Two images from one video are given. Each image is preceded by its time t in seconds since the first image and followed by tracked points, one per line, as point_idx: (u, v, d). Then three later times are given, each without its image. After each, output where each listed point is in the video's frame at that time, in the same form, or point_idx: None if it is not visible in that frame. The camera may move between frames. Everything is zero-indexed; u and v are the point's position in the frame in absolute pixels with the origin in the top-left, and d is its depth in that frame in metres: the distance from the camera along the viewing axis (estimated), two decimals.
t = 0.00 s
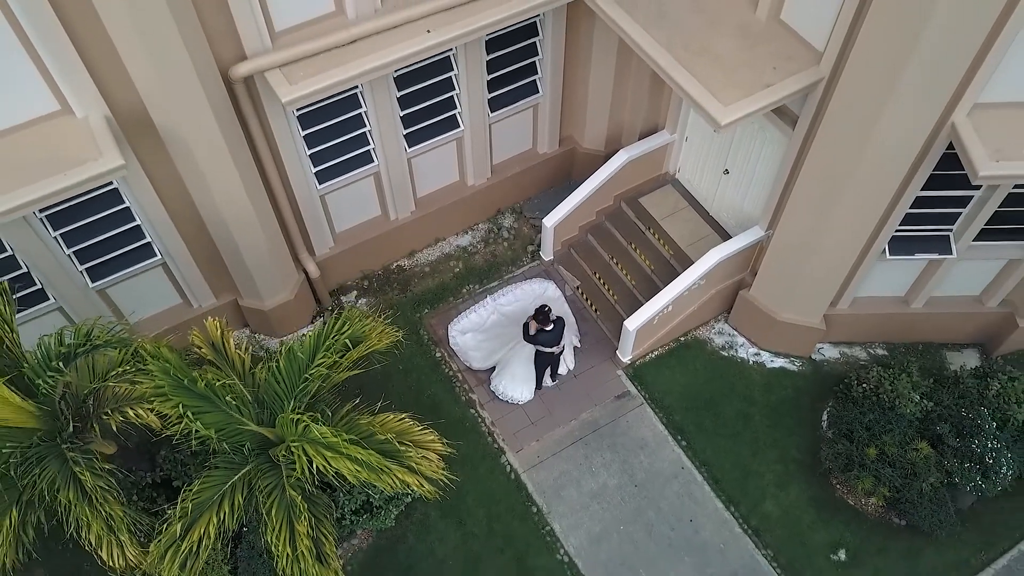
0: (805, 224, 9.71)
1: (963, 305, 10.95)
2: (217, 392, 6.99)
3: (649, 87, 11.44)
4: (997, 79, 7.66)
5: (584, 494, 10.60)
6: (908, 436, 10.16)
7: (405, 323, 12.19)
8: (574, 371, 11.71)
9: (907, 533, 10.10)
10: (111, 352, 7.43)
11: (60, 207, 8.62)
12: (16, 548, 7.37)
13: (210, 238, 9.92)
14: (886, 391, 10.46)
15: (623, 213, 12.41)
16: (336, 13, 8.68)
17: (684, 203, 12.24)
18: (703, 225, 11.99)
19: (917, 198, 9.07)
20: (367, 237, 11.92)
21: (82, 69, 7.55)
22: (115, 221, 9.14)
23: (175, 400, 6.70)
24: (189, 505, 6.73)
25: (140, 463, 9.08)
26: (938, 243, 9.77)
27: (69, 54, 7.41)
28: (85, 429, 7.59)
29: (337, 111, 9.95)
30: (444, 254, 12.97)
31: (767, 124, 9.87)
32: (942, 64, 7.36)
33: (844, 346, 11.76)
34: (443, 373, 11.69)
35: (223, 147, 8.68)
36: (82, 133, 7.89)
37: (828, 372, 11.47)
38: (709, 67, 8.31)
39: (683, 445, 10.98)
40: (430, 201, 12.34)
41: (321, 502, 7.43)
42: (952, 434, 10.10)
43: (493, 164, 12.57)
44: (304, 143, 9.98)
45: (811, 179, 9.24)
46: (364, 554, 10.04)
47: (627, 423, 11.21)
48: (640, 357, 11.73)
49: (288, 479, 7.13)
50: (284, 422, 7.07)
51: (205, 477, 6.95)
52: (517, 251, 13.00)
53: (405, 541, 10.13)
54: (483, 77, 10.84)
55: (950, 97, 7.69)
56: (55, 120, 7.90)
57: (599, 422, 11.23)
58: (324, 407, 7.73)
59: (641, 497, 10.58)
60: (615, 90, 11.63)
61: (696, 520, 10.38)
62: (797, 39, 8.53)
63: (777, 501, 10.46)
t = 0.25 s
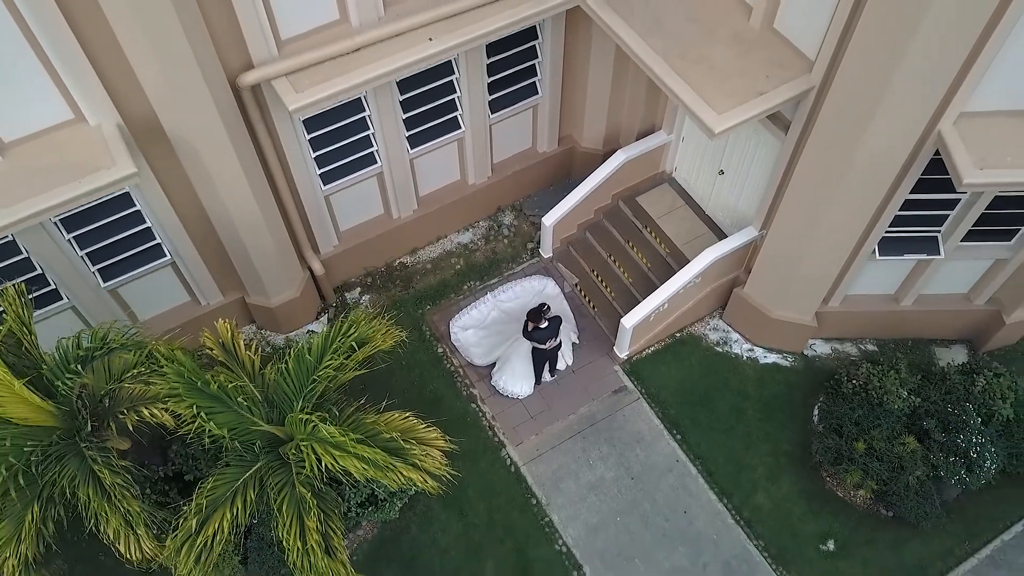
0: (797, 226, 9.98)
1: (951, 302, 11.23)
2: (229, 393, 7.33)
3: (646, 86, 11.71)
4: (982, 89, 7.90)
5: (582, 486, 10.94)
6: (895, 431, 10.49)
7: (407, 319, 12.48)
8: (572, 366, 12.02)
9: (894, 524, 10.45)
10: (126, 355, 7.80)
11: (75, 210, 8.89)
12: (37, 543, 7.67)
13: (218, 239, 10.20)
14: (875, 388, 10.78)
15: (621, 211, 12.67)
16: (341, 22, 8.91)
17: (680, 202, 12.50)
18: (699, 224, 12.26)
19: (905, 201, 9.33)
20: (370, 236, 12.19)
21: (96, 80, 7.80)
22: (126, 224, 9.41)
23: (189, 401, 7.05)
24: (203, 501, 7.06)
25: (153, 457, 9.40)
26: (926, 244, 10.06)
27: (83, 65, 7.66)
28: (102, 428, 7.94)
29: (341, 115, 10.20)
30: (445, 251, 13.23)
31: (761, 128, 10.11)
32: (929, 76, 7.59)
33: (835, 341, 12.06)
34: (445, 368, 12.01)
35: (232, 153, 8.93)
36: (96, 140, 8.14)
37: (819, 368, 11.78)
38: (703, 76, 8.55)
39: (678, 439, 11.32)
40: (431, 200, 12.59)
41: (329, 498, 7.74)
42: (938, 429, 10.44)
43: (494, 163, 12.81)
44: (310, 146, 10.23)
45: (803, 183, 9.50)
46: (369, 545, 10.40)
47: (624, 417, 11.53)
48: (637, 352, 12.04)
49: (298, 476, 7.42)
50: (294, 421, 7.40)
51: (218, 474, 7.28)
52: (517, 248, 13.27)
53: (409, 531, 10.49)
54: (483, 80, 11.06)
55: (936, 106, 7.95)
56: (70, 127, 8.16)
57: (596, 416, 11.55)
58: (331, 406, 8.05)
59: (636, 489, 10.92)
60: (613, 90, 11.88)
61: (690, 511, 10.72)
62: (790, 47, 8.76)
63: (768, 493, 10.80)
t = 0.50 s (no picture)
0: (789, 227, 10.25)
1: (940, 299, 11.53)
2: (241, 393, 7.66)
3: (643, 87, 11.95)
4: (968, 98, 8.15)
5: (580, 478, 11.29)
6: (884, 425, 10.82)
7: (410, 315, 12.78)
8: (570, 361, 12.33)
9: (881, 515, 10.81)
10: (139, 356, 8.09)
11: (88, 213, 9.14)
12: (58, 536, 8.05)
13: (225, 239, 10.48)
14: (864, 383, 11.10)
15: (618, 210, 12.92)
16: (345, 29, 9.14)
17: (677, 200, 12.76)
18: (695, 222, 12.53)
19: (895, 203, 9.58)
20: (374, 234, 12.46)
21: (108, 89, 8.05)
22: (137, 226, 9.68)
23: (202, 401, 7.39)
24: (217, 496, 7.40)
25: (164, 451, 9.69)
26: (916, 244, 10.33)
27: (96, 76, 7.91)
28: (118, 426, 8.27)
29: (345, 118, 10.46)
30: (447, 248, 13.51)
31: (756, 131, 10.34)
32: (916, 86, 7.83)
33: (827, 337, 12.37)
34: (447, 363, 12.33)
35: (239, 158, 9.19)
36: (109, 147, 8.40)
37: (811, 363, 12.10)
38: (698, 83, 8.79)
39: (673, 432, 11.65)
40: (433, 198, 12.86)
41: (337, 492, 8.07)
42: (925, 423, 10.75)
43: (494, 162, 13.05)
44: (315, 148, 10.49)
45: (794, 187, 9.77)
46: (374, 535, 10.76)
47: (621, 411, 11.86)
48: (634, 348, 12.35)
49: (307, 472, 7.75)
50: (302, 420, 7.73)
51: (231, 471, 7.60)
52: (517, 245, 13.54)
53: (412, 522, 10.86)
54: (484, 83, 11.28)
55: (924, 114, 8.18)
56: (84, 134, 8.42)
57: (594, 410, 11.88)
58: (338, 404, 8.37)
59: (633, 481, 11.27)
60: (611, 91, 12.12)
61: (684, 503, 11.08)
62: (783, 55, 8.99)
63: (760, 485, 11.16)
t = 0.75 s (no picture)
0: (781, 227, 10.53)
1: (929, 296, 11.82)
2: (252, 392, 7.97)
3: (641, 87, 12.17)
4: (955, 105, 8.39)
5: (578, 469, 11.64)
6: (873, 419, 11.16)
7: (413, 310, 13.08)
8: (569, 355, 12.64)
9: (869, 506, 11.17)
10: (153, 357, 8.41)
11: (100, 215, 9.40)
12: (76, 527, 8.39)
13: (233, 238, 10.77)
14: (854, 378, 11.43)
15: (616, 207, 13.17)
16: (349, 35, 9.38)
17: (674, 198, 13.02)
18: (691, 220, 12.80)
19: (884, 205, 9.84)
20: (376, 231, 12.73)
21: (121, 97, 8.30)
22: (147, 226, 9.96)
23: (215, 399, 7.70)
24: (230, 490, 7.72)
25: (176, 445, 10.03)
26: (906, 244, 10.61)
27: (109, 84, 8.16)
28: (133, 423, 8.60)
29: (349, 120, 10.70)
30: (448, 244, 13.78)
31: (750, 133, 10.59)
32: (904, 96, 8.07)
33: (820, 332, 12.67)
34: (448, 357, 12.64)
35: (247, 161, 9.45)
36: (121, 152, 8.66)
37: (804, 357, 12.41)
38: (693, 89, 9.03)
39: (669, 425, 11.99)
40: (434, 196, 13.11)
41: (345, 487, 8.39)
42: (913, 418, 11.08)
43: (494, 160, 13.29)
44: (320, 150, 10.74)
45: (787, 189, 10.03)
46: (379, 525, 11.13)
47: (618, 404, 12.19)
48: (631, 343, 12.66)
49: (316, 467, 8.07)
50: (311, 417, 8.05)
51: (243, 466, 7.93)
52: (517, 241, 13.81)
53: (416, 512, 11.22)
54: (484, 84, 11.50)
55: (912, 121, 8.42)
56: (97, 140, 8.69)
57: (592, 403, 12.21)
58: (345, 402, 8.69)
59: (629, 472, 11.62)
60: (609, 91, 12.35)
61: (679, 494, 11.43)
62: (776, 61, 9.22)
63: (753, 476, 11.50)
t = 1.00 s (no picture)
0: (774, 227, 10.81)
1: (919, 292, 12.12)
2: (262, 389, 8.30)
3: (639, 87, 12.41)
4: (942, 111, 8.66)
5: (576, 460, 12.00)
6: (862, 412, 11.51)
7: (415, 305, 13.38)
8: (567, 349, 12.97)
9: (858, 496, 11.54)
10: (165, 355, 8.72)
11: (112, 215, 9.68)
12: (94, 519, 8.76)
13: (240, 236, 11.07)
14: (844, 372, 11.77)
15: (614, 204, 13.43)
16: (353, 40, 9.65)
17: (670, 195, 13.29)
18: (687, 217, 13.08)
19: (874, 205, 10.11)
20: (379, 228, 13.01)
21: (133, 104, 8.57)
22: (157, 226, 10.25)
23: (226, 396, 8.04)
24: (242, 483, 8.07)
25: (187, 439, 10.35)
26: (895, 242, 10.89)
27: (122, 92, 8.43)
28: (147, 418, 8.93)
29: (353, 121, 10.96)
30: (450, 240, 14.06)
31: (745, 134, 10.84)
32: (892, 103, 8.33)
33: (812, 326, 12.99)
34: (450, 351, 12.97)
35: (254, 164, 9.72)
36: (134, 156, 8.94)
37: (796, 351, 12.74)
38: (688, 94, 9.29)
39: (664, 417, 12.33)
40: (436, 193, 13.38)
41: (351, 480, 8.74)
42: (900, 411, 11.44)
43: (495, 157, 13.55)
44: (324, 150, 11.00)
45: (779, 190, 10.30)
46: (384, 514, 11.50)
47: (614, 397, 12.52)
48: (628, 337, 12.98)
49: (323, 461, 8.41)
50: (318, 413, 8.38)
51: (254, 460, 8.27)
52: (517, 237, 14.09)
53: (419, 501, 11.60)
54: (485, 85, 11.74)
55: (900, 126, 8.68)
56: (110, 145, 8.96)
57: (589, 395, 12.55)
58: (351, 398, 9.02)
59: (625, 463, 11.98)
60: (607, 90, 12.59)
61: (674, 484, 11.79)
62: (769, 66, 9.47)
63: (746, 467, 11.86)
